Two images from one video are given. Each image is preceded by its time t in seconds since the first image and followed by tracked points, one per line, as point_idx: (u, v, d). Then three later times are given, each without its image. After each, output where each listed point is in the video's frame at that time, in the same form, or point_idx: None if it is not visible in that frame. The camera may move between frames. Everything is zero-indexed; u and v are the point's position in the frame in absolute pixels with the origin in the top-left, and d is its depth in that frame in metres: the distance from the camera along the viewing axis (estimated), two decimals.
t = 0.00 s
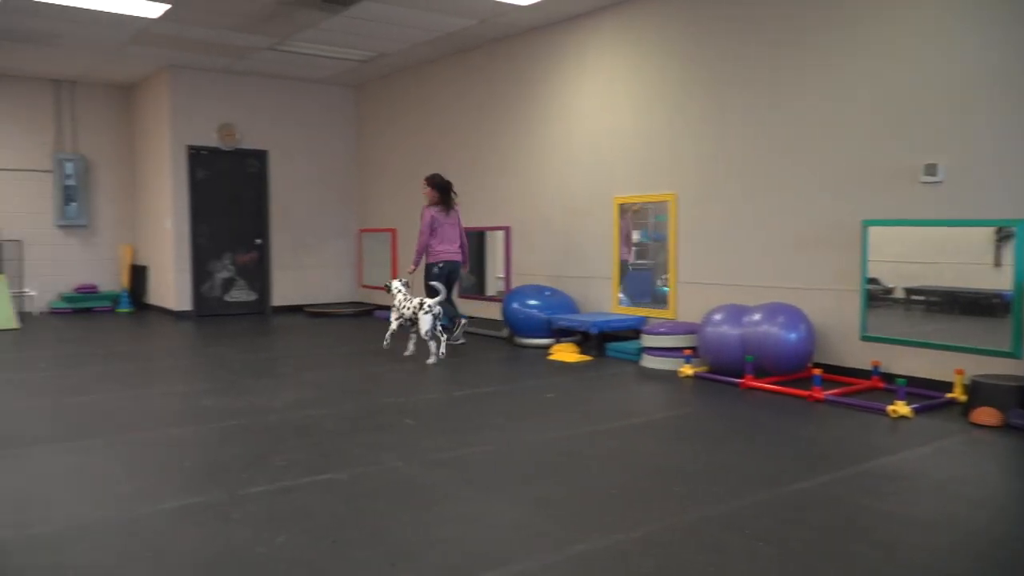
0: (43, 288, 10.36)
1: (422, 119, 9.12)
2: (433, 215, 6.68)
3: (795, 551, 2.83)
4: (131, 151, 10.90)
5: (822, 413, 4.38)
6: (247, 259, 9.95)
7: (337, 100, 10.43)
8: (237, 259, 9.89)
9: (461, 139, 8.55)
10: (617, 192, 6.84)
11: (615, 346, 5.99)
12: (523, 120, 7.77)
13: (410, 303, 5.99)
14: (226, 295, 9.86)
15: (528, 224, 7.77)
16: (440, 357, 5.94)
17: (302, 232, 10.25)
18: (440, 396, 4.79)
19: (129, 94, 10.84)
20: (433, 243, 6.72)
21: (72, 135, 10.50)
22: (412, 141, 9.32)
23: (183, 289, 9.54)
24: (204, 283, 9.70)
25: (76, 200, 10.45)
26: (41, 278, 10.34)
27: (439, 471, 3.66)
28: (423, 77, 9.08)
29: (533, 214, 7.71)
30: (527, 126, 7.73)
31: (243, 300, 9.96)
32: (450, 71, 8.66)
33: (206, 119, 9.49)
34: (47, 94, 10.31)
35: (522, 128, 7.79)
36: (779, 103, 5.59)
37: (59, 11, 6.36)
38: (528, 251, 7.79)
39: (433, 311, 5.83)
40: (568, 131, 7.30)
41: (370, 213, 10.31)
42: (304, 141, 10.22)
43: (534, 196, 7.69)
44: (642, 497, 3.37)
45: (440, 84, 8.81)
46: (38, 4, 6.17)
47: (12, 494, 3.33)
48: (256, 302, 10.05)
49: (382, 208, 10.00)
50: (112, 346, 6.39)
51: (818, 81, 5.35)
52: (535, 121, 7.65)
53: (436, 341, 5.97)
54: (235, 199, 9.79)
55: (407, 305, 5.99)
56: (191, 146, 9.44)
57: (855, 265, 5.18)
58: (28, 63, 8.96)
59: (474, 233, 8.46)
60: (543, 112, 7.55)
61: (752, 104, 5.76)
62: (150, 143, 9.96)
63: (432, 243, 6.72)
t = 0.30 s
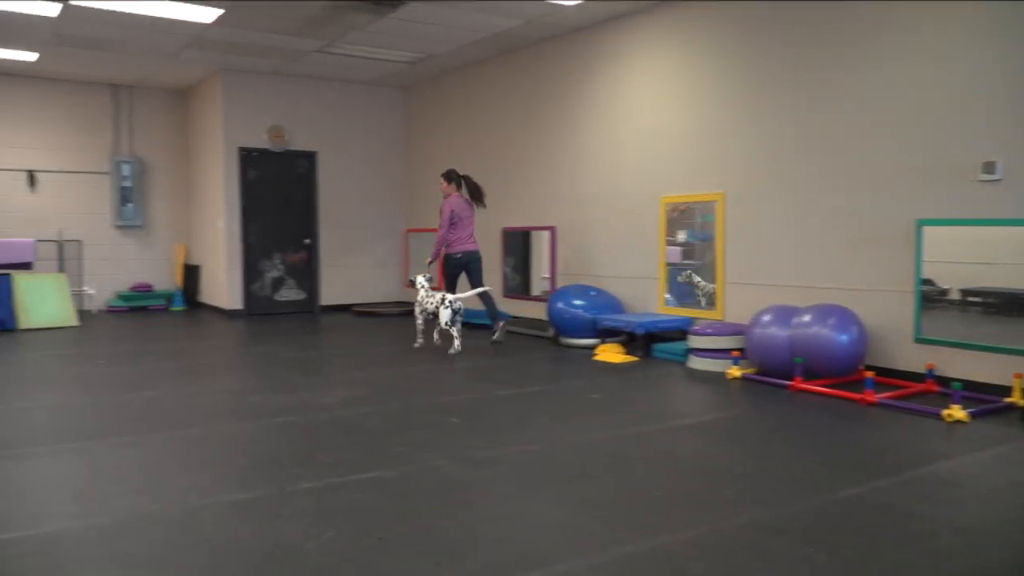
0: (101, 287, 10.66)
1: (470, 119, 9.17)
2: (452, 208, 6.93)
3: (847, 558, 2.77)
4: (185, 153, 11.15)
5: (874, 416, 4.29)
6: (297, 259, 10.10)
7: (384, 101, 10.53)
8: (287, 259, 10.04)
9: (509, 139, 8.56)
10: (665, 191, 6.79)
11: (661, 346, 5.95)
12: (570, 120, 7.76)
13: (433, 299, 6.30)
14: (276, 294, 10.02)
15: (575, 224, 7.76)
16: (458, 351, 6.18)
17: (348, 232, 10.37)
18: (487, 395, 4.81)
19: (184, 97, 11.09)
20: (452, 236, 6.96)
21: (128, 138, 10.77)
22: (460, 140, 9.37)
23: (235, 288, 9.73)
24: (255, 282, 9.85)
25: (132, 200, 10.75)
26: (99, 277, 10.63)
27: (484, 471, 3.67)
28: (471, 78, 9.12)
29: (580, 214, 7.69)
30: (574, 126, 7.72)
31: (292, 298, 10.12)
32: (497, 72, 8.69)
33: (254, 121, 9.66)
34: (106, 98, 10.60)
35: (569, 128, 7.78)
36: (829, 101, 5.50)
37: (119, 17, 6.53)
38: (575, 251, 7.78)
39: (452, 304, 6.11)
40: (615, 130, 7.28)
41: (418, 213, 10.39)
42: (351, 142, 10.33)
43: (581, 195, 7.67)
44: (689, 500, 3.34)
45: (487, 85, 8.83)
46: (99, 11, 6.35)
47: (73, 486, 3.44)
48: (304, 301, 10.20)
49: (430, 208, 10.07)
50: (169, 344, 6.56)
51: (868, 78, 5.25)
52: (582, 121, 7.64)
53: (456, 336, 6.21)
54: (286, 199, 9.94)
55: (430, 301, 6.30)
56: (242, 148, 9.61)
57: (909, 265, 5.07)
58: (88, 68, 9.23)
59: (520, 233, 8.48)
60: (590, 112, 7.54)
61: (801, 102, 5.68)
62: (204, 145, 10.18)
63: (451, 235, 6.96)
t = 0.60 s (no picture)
0: (155, 286, 10.93)
1: (515, 119, 9.17)
2: (469, 217, 7.10)
3: (898, 565, 2.71)
4: (235, 154, 11.37)
5: (928, 421, 4.19)
6: (344, 259, 10.23)
7: (429, 102, 10.60)
8: (334, 258, 10.17)
9: (554, 139, 8.55)
10: (713, 190, 6.71)
11: (708, 348, 5.89)
12: (617, 119, 7.70)
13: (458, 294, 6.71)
14: (323, 293, 10.16)
15: (621, 224, 7.72)
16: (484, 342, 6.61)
17: (393, 232, 10.46)
18: (532, 395, 4.82)
19: (235, 99, 11.30)
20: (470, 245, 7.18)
21: (182, 140, 11.02)
22: (506, 140, 9.39)
23: (284, 287, 9.91)
24: (302, 281, 10.01)
25: (185, 201, 11.03)
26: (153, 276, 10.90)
27: (528, 470, 3.68)
28: (517, 78, 9.13)
29: (626, 214, 7.65)
30: (621, 125, 7.66)
31: (340, 298, 10.24)
32: (543, 72, 8.69)
33: (301, 122, 9.79)
34: (159, 101, 10.85)
35: (616, 127, 7.72)
36: (883, 95, 5.36)
37: (172, 22, 6.68)
38: (620, 251, 7.74)
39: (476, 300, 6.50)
40: (662, 127, 7.20)
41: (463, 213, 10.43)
42: (396, 143, 10.42)
43: (627, 195, 7.62)
44: (736, 503, 3.30)
45: (533, 85, 8.84)
46: (153, 17, 6.51)
47: (128, 480, 3.53)
48: (351, 300, 10.31)
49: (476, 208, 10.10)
50: (221, 341, 6.70)
51: (924, 70, 5.10)
52: (629, 120, 7.58)
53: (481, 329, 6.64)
54: (334, 199, 10.07)
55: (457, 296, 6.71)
56: (290, 150, 9.77)
57: (965, 266, 4.93)
58: (142, 73, 9.46)
59: (566, 233, 8.47)
60: (637, 111, 7.46)
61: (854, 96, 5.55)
62: (254, 147, 10.38)
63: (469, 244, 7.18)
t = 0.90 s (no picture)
0: (207, 286, 11.15)
1: (562, 119, 9.17)
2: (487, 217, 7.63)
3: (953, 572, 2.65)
4: (284, 155, 11.53)
5: (986, 425, 4.09)
6: (390, 258, 10.32)
7: (474, 103, 10.64)
8: (380, 258, 10.27)
9: (600, 138, 8.53)
10: (761, 190, 6.63)
11: (755, 349, 5.83)
12: (665, 120, 7.64)
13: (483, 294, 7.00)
14: (370, 293, 10.27)
15: (667, 224, 7.67)
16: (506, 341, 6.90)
17: (437, 232, 10.52)
18: (578, 395, 4.82)
19: (284, 101, 11.47)
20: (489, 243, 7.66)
21: (233, 142, 11.22)
22: (552, 140, 9.39)
23: (332, 286, 10.05)
24: (350, 281, 10.14)
25: (236, 201, 11.21)
26: (205, 276, 11.13)
27: (574, 470, 3.68)
28: (562, 78, 9.12)
29: (673, 213, 7.59)
30: (668, 125, 7.61)
31: (386, 297, 10.34)
32: (588, 71, 8.67)
33: (347, 123, 9.91)
34: (211, 104, 11.06)
35: (662, 127, 7.68)
36: (938, 91, 5.25)
37: (225, 26, 6.81)
38: (666, 251, 7.70)
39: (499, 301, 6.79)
40: (709, 127, 7.15)
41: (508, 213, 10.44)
42: (441, 143, 10.47)
43: (674, 195, 7.57)
44: (785, 506, 3.26)
45: (580, 84, 8.82)
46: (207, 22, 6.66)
47: (181, 475, 3.61)
48: (397, 299, 10.40)
49: (521, 208, 10.11)
50: (272, 340, 6.81)
51: (981, 65, 4.97)
52: (675, 120, 7.53)
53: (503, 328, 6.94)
54: (381, 199, 10.19)
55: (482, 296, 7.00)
56: (339, 150, 9.91)
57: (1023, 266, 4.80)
58: (195, 76, 9.65)
59: (612, 233, 8.43)
60: (684, 110, 7.41)
61: (907, 93, 5.44)
62: (303, 149, 10.53)
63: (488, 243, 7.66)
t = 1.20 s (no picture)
0: (256, 285, 11.34)
1: (609, 118, 9.12)
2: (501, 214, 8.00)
3: None
4: (332, 156, 11.69)
5: None
6: (435, 258, 10.38)
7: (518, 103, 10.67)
8: (426, 258, 10.35)
9: (646, 137, 8.48)
10: (810, 189, 6.53)
11: (804, 351, 5.74)
12: (712, 118, 7.57)
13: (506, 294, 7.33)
14: (416, 292, 10.35)
15: (714, 224, 7.59)
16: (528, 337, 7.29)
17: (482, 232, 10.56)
18: (623, 396, 4.79)
19: (332, 103, 11.62)
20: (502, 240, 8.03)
21: (283, 144, 11.40)
22: (598, 140, 9.35)
23: (378, 286, 10.16)
24: (396, 281, 10.23)
25: (286, 202, 11.39)
26: (255, 275, 11.33)
27: (618, 471, 3.67)
28: (608, 77, 9.10)
29: (720, 213, 7.52)
30: (713, 125, 7.56)
31: (431, 297, 10.40)
32: (634, 70, 8.63)
33: (392, 125, 10.01)
34: (261, 106, 11.26)
35: (708, 128, 7.62)
36: (995, 86, 5.11)
37: (275, 30, 6.94)
38: (714, 252, 7.62)
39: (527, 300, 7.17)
40: (757, 126, 7.07)
41: (554, 213, 10.43)
42: (485, 143, 10.49)
43: (722, 194, 7.48)
44: (834, 510, 3.20)
45: (626, 84, 8.78)
46: (259, 26, 6.80)
47: (231, 471, 3.69)
48: (442, 299, 10.45)
49: (567, 209, 10.11)
50: (321, 338, 6.91)
51: None
52: (721, 120, 7.47)
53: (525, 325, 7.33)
54: (428, 200, 10.28)
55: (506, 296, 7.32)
56: (385, 151, 10.05)
57: None
58: (246, 80, 9.85)
59: (658, 232, 8.37)
60: (732, 110, 7.34)
61: (962, 88, 5.33)
62: (350, 151, 10.67)
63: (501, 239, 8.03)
